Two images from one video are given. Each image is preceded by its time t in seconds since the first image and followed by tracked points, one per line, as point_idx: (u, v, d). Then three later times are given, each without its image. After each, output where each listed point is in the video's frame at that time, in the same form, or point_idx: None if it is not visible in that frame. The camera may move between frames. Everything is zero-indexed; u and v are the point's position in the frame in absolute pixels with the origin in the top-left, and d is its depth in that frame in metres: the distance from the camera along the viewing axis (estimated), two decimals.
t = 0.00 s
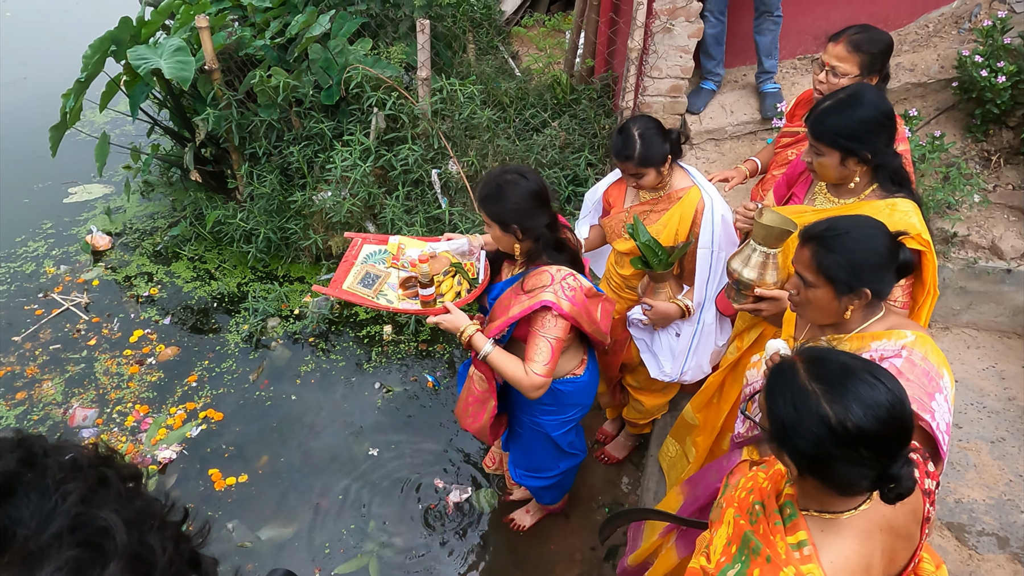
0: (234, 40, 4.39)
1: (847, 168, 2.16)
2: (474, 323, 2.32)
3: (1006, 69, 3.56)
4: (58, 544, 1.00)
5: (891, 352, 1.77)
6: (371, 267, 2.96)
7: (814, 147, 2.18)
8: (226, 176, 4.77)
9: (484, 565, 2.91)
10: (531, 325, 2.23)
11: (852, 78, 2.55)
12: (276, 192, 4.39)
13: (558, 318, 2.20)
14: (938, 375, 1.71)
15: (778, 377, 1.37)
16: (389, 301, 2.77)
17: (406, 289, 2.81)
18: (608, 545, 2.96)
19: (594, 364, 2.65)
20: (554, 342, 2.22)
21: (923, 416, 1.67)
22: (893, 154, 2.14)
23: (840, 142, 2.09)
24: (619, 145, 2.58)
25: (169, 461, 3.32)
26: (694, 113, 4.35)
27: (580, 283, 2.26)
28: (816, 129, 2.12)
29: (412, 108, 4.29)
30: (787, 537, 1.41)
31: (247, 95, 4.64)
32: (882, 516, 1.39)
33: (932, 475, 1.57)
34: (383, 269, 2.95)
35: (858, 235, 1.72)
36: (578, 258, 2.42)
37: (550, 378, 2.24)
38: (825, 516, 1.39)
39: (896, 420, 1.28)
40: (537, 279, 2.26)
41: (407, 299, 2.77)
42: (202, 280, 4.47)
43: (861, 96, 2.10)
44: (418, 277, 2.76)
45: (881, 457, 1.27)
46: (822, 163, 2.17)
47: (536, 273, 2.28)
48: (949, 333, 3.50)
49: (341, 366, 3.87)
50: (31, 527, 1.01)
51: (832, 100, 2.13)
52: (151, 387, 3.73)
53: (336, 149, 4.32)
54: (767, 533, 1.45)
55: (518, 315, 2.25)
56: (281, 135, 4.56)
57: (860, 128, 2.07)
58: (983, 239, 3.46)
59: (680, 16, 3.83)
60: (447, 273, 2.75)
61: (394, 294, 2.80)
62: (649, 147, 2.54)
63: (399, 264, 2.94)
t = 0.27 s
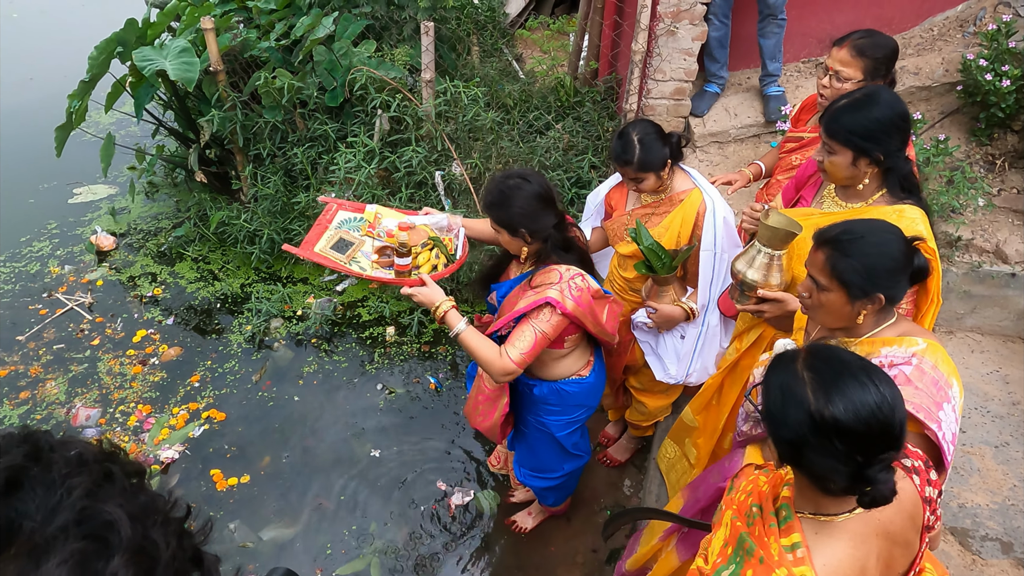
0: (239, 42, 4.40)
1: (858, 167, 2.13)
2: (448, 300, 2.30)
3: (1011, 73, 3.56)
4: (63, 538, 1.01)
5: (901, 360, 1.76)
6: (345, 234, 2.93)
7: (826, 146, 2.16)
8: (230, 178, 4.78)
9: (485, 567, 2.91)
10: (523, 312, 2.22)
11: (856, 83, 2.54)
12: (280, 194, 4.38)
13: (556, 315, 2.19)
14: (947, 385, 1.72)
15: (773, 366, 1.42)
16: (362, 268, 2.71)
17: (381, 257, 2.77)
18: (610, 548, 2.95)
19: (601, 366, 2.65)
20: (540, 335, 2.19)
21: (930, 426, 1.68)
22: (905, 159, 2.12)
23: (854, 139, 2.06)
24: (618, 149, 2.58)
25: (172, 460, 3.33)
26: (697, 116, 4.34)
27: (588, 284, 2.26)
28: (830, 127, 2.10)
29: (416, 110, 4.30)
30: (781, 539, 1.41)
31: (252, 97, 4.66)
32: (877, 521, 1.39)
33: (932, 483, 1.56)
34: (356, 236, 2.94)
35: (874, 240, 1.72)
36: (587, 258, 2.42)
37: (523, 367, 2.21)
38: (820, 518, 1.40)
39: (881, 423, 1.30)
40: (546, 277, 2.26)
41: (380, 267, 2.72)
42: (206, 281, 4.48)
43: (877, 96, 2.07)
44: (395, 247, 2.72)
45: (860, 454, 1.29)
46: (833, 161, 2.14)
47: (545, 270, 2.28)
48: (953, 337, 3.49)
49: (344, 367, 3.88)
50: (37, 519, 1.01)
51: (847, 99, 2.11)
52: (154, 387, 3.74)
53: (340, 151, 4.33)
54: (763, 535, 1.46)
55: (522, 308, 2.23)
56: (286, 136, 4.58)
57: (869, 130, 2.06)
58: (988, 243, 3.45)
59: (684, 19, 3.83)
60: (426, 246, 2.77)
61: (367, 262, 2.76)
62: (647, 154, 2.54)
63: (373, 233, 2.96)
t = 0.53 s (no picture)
0: (245, 45, 4.42)
1: (864, 170, 2.12)
2: (438, 279, 2.29)
3: (1016, 78, 3.55)
4: (72, 543, 1.01)
5: (911, 365, 1.76)
6: (335, 208, 2.97)
7: (834, 146, 2.16)
8: (235, 180, 4.80)
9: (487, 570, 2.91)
10: (516, 305, 2.23)
11: (859, 88, 2.54)
12: (285, 196, 4.44)
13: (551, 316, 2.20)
14: (958, 391, 1.71)
15: (774, 363, 1.44)
16: (352, 242, 2.77)
17: (372, 231, 2.82)
18: (612, 551, 2.95)
19: (607, 369, 2.65)
20: (526, 329, 2.20)
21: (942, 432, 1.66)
22: (911, 165, 2.12)
23: (862, 141, 2.06)
24: (623, 143, 2.58)
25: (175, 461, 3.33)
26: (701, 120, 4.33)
27: (586, 288, 2.26)
28: (839, 126, 2.10)
29: (420, 113, 4.31)
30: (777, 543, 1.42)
31: (256, 99, 4.67)
32: (876, 531, 1.38)
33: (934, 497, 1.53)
34: (346, 210, 2.97)
35: (888, 246, 1.71)
36: (588, 262, 2.42)
37: (503, 356, 2.22)
38: (817, 525, 1.40)
39: (873, 425, 1.31)
40: (543, 278, 2.27)
41: (371, 241, 2.77)
42: (210, 282, 4.49)
43: (887, 99, 2.06)
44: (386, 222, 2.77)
45: (848, 454, 1.30)
46: (839, 162, 2.14)
47: (544, 272, 2.29)
48: (956, 342, 3.48)
49: (347, 369, 3.89)
50: (45, 525, 1.02)
51: (858, 100, 2.11)
52: (157, 388, 3.75)
53: (344, 154, 4.35)
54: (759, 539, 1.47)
55: (517, 306, 2.24)
56: (290, 139, 4.61)
57: (873, 137, 2.05)
58: (992, 249, 3.45)
59: (689, 23, 3.84)
60: (418, 220, 2.81)
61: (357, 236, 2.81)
62: (653, 152, 2.54)
63: (364, 208, 2.98)
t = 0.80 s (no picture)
0: (249, 47, 4.44)
1: (864, 172, 2.12)
2: (440, 275, 2.29)
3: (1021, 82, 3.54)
4: (79, 549, 1.01)
5: (918, 373, 1.74)
6: (342, 196, 2.94)
7: (837, 146, 2.15)
8: (239, 181, 4.81)
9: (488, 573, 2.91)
10: (513, 307, 2.23)
11: (864, 91, 2.54)
12: (288, 198, 4.43)
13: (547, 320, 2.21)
14: (963, 400, 1.70)
15: (770, 365, 1.45)
16: (359, 229, 2.73)
17: (378, 221, 2.76)
18: (614, 555, 2.94)
19: (610, 374, 2.65)
20: (523, 330, 2.20)
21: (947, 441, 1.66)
22: (913, 172, 2.11)
23: (864, 143, 2.06)
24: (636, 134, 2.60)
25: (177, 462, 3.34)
26: (704, 123, 4.37)
27: (582, 290, 2.26)
28: (843, 126, 2.10)
29: (424, 115, 4.31)
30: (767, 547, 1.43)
31: (261, 101, 4.68)
32: (867, 541, 1.36)
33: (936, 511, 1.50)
34: (353, 198, 2.94)
35: (896, 252, 1.71)
36: (584, 266, 2.41)
37: (499, 356, 2.21)
38: (807, 532, 1.41)
39: (859, 432, 1.30)
40: (539, 281, 2.27)
41: (377, 231, 2.73)
42: (213, 283, 4.50)
43: (895, 104, 2.06)
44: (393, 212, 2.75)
45: (832, 461, 1.30)
46: (840, 162, 2.14)
47: (540, 276, 2.29)
48: (960, 347, 3.47)
49: (349, 370, 3.89)
50: (52, 531, 1.02)
51: (867, 103, 2.10)
52: (160, 388, 3.76)
53: (347, 155, 4.36)
54: (751, 544, 1.48)
55: (512, 308, 2.24)
56: (294, 140, 4.62)
57: (875, 142, 2.05)
58: (996, 253, 3.44)
59: (692, 26, 3.84)
60: (426, 210, 2.80)
61: (364, 224, 2.77)
62: (663, 145, 2.55)
63: (371, 196, 2.96)
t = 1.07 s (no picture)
0: (254, 47, 4.45)
1: (867, 173, 2.12)
2: (450, 279, 2.26)
3: None
4: (84, 548, 1.01)
5: (919, 376, 1.74)
6: (353, 198, 2.94)
7: (845, 144, 2.15)
8: (243, 181, 4.82)
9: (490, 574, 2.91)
10: (518, 311, 2.23)
11: (868, 93, 2.53)
12: (292, 198, 4.44)
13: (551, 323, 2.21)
14: (963, 406, 1.70)
15: (765, 365, 1.46)
16: (369, 233, 2.74)
17: (389, 223, 2.80)
18: (616, 557, 2.94)
19: (613, 376, 2.65)
20: (529, 334, 2.19)
21: (947, 445, 1.65)
22: (916, 178, 2.10)
23: (871, 144, 2.05)
24: (647, 129, 2.60)
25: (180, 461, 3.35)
26: (708, 124, 4.36)
27: (586, 292, 2.26)
28: (855, 122, 2.08)
29: (428, 115, 4.32)
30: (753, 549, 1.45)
31: (265, 100, 4.69)
32: (854, 546, 1.36)
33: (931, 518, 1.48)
34: (363, 200, 2.94)
35: (906, 256, 1.70)
36: (585, 267, 2.42)
37: (506, 362, 2.20)
38: (794, 534, 1.41)
39: (832, 437, 1.30)
40: (542, 284, 2.26)
41: (387, 235, 2.74)
42: (217, 282, 4.51)
43: (910, 108, 2.04)
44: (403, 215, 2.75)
45: (806, 462, 1.32)
46: (844, 160, 2.14)
47: (542, 278, 2.28)
48: (965, 349, 3.46)
49: (352, 370, 3.90)
50: (58, 530, 1.02)
51: (881, 103, 2.08)
52: (163, 387, 3.76)
53: (351, 156, 4.36)
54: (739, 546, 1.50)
55: (516, 312, 2.24)
56: (298, 140, 4.63)
57: (879, 145, 2.05)
58: (1001, 256, 3.43)
59: (697, 27, 3.83)
60: (436, 214, 2.76)
61: (374, 228, 2.77)
62: (674, 141, 2.55)
63: (382, 198, 2.96)
